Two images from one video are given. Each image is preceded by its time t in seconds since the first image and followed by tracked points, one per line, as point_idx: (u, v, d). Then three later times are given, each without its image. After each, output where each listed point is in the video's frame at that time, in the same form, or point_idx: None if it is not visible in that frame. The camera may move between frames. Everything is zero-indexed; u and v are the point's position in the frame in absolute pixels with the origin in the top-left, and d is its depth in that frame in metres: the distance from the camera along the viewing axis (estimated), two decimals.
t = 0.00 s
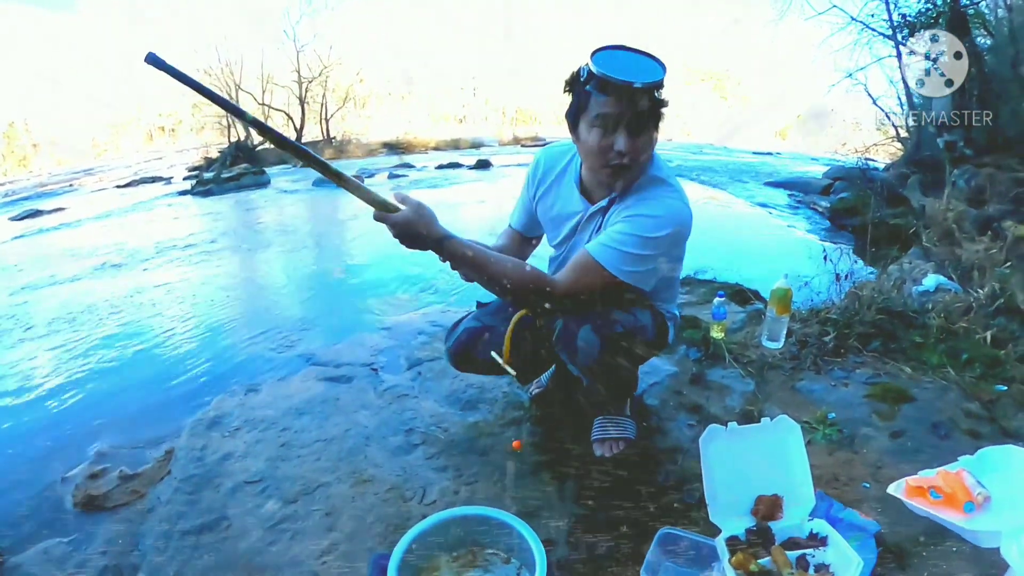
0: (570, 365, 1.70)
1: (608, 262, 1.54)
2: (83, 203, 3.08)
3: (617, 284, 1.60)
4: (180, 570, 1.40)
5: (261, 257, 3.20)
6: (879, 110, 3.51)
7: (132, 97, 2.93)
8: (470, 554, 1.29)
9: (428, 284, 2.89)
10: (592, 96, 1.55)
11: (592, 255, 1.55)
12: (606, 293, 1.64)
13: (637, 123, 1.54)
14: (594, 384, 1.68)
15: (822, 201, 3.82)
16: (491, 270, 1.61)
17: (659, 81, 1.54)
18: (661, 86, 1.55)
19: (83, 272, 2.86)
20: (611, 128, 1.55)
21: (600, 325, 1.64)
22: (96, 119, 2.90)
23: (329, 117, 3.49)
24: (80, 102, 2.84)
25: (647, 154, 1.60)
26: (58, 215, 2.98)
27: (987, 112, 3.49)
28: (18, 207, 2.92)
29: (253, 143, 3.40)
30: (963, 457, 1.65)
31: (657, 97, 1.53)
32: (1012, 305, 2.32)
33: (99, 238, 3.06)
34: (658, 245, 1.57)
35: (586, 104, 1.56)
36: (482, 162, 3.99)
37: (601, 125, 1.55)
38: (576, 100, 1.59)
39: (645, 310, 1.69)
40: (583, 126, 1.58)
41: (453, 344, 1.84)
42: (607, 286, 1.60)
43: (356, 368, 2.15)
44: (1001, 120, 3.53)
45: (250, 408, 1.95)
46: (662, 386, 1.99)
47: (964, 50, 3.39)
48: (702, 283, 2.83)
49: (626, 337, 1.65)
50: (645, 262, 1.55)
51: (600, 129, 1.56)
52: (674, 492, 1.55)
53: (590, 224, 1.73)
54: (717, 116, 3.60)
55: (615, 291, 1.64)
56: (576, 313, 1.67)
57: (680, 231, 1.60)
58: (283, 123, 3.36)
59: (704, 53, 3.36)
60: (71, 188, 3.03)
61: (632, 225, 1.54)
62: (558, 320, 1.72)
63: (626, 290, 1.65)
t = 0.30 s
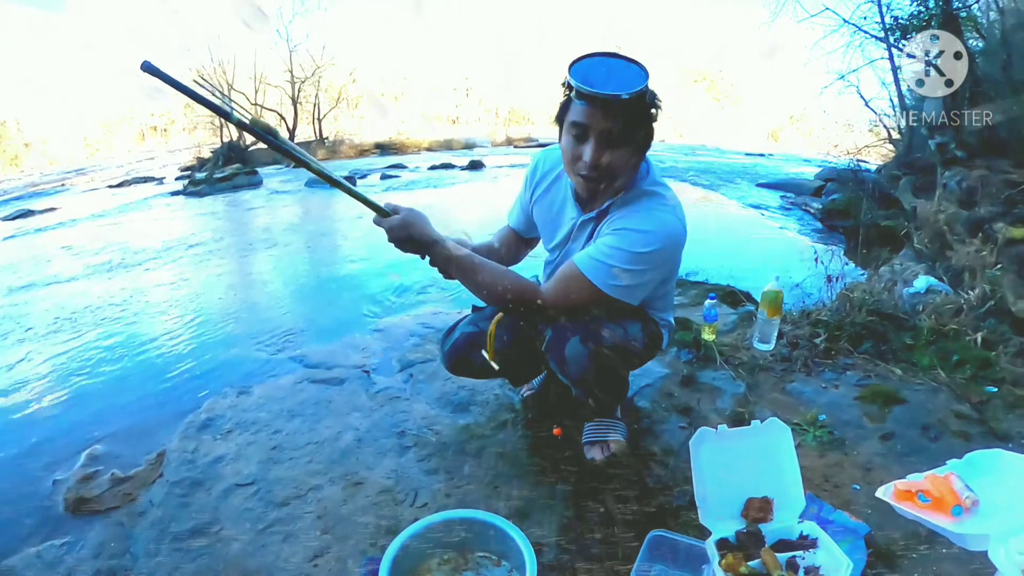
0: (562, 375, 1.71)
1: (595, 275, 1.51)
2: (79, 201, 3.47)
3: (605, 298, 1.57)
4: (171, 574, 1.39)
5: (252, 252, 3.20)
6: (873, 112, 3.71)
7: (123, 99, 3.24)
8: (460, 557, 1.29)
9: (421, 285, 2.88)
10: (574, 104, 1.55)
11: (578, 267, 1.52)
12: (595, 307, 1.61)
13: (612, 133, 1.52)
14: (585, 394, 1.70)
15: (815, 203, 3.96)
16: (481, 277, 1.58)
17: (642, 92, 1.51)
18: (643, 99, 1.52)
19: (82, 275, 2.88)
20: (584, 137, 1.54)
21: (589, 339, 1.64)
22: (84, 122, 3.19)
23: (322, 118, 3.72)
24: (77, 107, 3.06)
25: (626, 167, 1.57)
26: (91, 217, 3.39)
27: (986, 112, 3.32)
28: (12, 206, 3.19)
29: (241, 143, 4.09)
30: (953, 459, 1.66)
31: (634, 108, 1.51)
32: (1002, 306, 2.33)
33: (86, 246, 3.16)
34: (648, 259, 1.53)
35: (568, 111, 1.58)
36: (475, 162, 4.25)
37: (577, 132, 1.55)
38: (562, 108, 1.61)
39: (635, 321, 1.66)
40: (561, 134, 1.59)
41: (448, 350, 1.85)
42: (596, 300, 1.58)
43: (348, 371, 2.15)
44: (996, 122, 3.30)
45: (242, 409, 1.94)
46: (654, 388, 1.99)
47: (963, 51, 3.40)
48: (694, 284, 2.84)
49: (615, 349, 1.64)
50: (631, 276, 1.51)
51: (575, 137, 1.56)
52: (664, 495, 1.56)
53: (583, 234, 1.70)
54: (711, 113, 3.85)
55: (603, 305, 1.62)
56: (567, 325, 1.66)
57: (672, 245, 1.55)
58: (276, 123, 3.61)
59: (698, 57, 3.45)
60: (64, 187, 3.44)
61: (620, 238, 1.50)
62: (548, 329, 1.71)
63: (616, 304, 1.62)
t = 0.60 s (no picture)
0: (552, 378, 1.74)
1: (586, 283, 1.51)
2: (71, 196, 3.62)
3: (596, 305, 1.57)
4: (168, 569, 1.39)
5: (249, 247, 3.21)
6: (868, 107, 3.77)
7: (118, 97, 3.64)
8: (456, 550, 1.30)
9: (416, 279, 2.88)
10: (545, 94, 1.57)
11: (569, 273, 1.53)
12: (582, 316, 1.61)
13: (559, 123, 1.49)
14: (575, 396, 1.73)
15: (810, 198, 4.02)
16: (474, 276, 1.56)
17: (587, 78, 1.44)
18: (586, 86, 1.44)
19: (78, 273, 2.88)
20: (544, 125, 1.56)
21: (576, 347, 1.64)
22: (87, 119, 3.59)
23: (319, 111, 4.15)
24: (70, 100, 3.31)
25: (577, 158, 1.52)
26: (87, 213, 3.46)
27: (987, 113, 3.29)
28: (8, 202, 3.41)
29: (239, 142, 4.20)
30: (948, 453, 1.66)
31: (575, 97, 1.45)
32: (995, 302, 2.34)
33: (81, 239, 3.18)
34: (639, 267, 1.53)
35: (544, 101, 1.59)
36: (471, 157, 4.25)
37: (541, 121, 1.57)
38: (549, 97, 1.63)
39: (623, 327, 1.66)
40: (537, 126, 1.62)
41: (444, 341, 1.85)
42: (587, 306, 1.58)
43: (344, 365, 2.15)
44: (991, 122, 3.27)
45: (238, 404, 1.94)
46: (649, 382, 2.00)
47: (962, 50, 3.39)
48: (689, 279, 2.85)
49: (603, 354, 1.65)
50: (620, 285, 1.51)
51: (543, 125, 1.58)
52: (660, 488, 1.56)
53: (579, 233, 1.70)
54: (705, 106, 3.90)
55: (590, 314, 1.61)
56: (557, 328, 1.65)
57: (665, 252, 1.54)
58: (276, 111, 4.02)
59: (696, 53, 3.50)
60: (58, 184, 3.66)
61: (612, 246, 1.50)
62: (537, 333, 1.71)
63: (606, 311, 1.61)
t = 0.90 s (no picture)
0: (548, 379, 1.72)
1: (581, 280, 1.51)
2: (73, 191, 3.65)
3: (590, 303, 1.56)
4: (163, 566, 1.38)
5: (250, 245, 3.21)
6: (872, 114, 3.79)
7: (118, 95, 3.56)
8: (453, 551, 1.28)
9: (418, 280, 2.87)
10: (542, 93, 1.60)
11: (564, 270, 1.52)
12: (578, 314, 1.61)
13: (544, 120, 1.54)
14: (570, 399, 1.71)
15: (811, 204, 4.02)
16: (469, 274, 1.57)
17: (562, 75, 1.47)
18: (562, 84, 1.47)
19: (77, 267, 2.89)
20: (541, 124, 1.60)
21: (572, 347, 1.63)
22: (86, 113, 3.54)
23: (320, 111, 4.10)
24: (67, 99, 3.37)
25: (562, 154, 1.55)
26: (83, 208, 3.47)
27: (987, 113, 3.35)
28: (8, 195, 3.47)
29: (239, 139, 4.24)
30: (946, 460, 1.66)
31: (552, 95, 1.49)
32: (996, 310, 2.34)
33: (84, 235, 3.18)
34: (635, 265, 1.52)
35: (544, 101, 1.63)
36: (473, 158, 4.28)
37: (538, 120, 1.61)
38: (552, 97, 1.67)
39: (621, 327, 1.65)
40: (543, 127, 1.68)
41: (444, 339, 1.83)
42: (582, 304, 1.57)
43: (343, 364, 2.15)
44: (992, 128, 3.33)
45: (235, 402, 1.94)
46: (648, 386, 1.99)
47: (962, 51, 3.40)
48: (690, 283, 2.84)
49: (599, 355, 1.63)
50: (614, 281, 1.50)
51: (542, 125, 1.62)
52: (658, 492, 1.56)
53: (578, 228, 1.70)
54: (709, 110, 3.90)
55: (586, 312, 1.61)
56: (552, 328, 1.65)
57: (660, 250, 1.53)
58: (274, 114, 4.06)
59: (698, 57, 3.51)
60: (59, 178, 3.72)
61: (606, 242, 1.49)
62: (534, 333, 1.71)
63: (600, 310, 1.60)
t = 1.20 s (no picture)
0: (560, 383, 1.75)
1: (597, 281, 1.50)
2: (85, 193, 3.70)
3: (606, 305, 1.55)
4: (169, 565, 1.39)
5: (260, 246, 3.24)
6: (883, 122, 3.70)
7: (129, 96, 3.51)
8: (457, 557, 1.28)
9: (427, 284, 2.88)
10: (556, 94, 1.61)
11: (580, 272, 1.51)
12: (590, 322, 1.61)
13: (558, 121, 1.55)
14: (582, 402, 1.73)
15: (823, 212, 4.08)
16: (479, 282, 1.56)
17: (578, 76, 1.48)
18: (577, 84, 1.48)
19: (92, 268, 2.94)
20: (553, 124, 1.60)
21: (583, 352, 1.65)
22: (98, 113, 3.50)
23: (333, 113, 4.22)
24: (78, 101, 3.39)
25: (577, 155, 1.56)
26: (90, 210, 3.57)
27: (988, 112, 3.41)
28: (21, 195, 3.55)
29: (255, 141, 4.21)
30: (956, 473, 1.64)
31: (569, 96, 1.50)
32: (1009, 321, 2.32)
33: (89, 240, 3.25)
34: (650, 264, 1.52)
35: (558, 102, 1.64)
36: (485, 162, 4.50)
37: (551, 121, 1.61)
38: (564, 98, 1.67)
39: (632, 331, 1.65)
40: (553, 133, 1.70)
41: (450, 344, 1.83)
42: (596, 308, 1.56)
43: (352, 367, 2.15)
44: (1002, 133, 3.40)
45: (244, 403, 1.95)
46: (657, 394, 1.99)
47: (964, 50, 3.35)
48: (700, 291, 2.83)
49: (611, 359, 1.64)
50: (630, 282, 1.49)
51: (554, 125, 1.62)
52: (665, 501, 1.55)
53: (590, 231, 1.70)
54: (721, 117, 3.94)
55: (597, 319, 1.61)
56: (563, 333, 1.66)
57: (674, 251, 1.54)
58: (285, 117, 4.11)
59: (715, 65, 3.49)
60: (71, 177, 3.83)
61: (622, 242, 1.49)
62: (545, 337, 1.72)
63: (613, 314, 1.60)
